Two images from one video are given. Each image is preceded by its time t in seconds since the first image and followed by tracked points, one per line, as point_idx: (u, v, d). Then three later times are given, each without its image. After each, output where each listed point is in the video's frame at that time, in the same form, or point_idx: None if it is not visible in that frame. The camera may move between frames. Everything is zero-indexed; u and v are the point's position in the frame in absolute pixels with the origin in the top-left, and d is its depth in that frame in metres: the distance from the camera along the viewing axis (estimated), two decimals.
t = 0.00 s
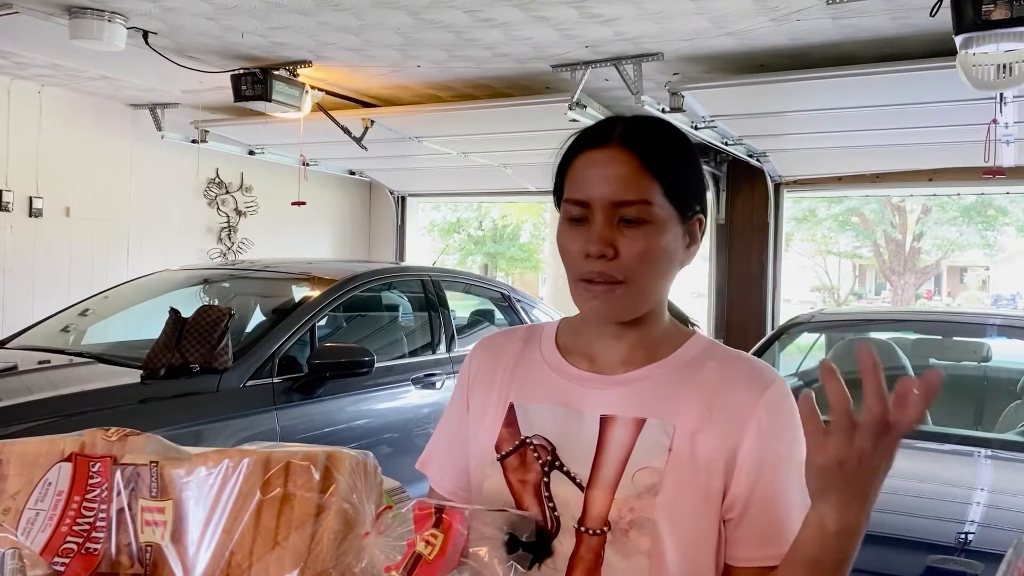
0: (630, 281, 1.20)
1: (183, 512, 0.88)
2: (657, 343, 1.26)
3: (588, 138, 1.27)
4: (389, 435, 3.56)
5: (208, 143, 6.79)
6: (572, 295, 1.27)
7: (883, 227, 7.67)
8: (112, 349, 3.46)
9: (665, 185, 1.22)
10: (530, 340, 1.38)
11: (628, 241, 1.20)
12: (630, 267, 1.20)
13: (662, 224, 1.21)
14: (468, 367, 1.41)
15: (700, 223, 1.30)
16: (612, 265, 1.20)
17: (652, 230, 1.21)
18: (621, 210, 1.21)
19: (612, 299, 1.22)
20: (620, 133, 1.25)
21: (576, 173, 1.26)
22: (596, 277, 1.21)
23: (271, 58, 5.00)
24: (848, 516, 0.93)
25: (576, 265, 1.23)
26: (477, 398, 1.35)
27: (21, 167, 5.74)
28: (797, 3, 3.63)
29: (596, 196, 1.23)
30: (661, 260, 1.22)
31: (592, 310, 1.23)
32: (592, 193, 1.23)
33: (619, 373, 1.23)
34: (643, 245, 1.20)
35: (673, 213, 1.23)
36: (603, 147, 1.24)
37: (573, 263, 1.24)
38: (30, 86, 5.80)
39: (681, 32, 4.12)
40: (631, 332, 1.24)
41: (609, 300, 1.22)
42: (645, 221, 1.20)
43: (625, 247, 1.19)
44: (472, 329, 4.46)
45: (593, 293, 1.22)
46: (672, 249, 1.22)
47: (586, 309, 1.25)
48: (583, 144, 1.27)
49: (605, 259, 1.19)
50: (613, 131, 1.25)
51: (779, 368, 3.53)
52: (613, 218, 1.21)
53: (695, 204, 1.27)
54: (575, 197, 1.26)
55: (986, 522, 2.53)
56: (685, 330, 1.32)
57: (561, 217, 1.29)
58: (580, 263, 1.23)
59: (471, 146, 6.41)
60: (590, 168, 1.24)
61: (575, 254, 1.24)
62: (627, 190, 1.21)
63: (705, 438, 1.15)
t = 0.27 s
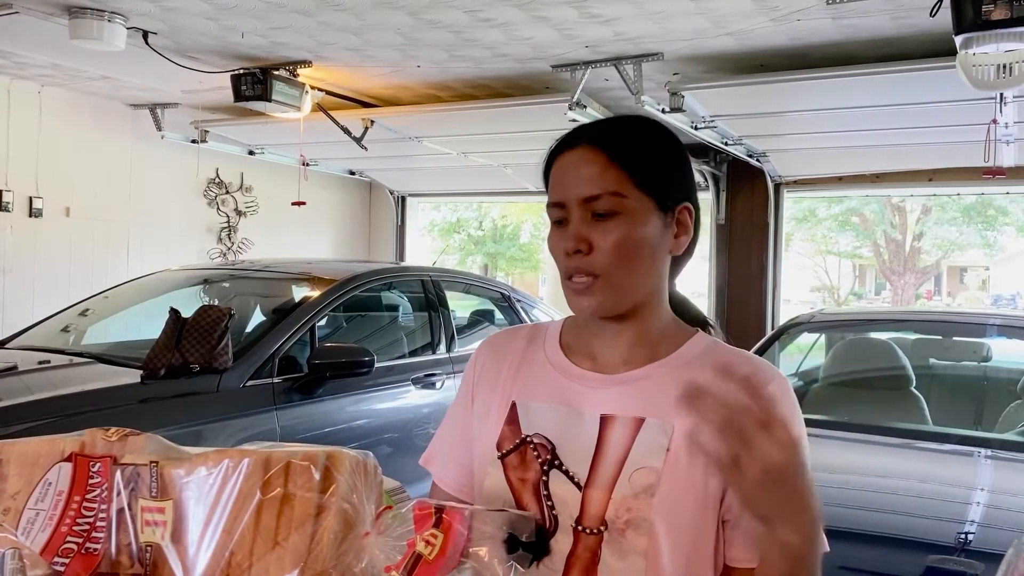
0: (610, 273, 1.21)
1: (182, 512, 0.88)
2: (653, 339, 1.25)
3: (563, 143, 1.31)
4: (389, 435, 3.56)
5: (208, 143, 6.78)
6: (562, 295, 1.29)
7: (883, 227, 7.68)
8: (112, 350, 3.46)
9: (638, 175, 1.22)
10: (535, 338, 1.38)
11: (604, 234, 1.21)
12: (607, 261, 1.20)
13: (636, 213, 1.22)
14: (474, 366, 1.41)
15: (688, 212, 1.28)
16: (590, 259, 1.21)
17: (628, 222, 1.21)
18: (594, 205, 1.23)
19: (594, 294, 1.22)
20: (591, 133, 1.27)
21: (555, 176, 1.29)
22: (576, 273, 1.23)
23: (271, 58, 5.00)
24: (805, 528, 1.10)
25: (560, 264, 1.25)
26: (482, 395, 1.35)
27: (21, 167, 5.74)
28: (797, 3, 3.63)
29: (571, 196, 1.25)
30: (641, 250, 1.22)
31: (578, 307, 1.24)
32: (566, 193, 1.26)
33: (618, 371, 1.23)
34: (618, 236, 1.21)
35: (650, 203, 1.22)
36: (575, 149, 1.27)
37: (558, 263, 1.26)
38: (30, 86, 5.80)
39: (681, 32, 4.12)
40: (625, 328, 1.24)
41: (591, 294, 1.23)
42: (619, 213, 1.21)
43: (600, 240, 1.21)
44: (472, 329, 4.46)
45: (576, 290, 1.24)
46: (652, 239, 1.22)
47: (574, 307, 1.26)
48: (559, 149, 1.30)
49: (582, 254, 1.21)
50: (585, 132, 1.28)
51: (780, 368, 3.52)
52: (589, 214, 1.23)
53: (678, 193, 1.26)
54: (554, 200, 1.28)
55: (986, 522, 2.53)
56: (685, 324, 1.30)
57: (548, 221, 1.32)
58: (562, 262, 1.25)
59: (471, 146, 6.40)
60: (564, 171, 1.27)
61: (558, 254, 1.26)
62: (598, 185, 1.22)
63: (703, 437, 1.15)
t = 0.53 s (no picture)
0: (598, 269, 1.22)
1: (182, 512, 0.88)
2: (645, 336, 1.26)
3: (553, 143, 1.32)
4: (389, 435, 3.56)
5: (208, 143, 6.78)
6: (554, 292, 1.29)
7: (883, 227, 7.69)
8: (112, 349, 3.46)
9: (626, 173, 1.23)
10: (533, 340, 1.38)
11: (591, 231, 1.22)
12: (594, 257, 1.21)
13: (623, 210, 1.22)
14: (473, 366, 1.42)
15: (677, 210, 1.29)
16: (579, 255, 1.22)
17: (615, 219, 1.22)
18: (581, 202, 1.24)
19: (582, 290, 1.23)
20: (579, 133, 1.28)
21: (544, 176, 1.31)
22: (563, 271, 1.24)
23: (271, 58, 5.00)
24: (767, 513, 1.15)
25: (551, 261, 1.26)
26: (480, 395, 1.36)
27: (21, 166, 5.74)
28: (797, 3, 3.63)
29: (561, 194, 1.26)
30: (629, 245, 1.22)
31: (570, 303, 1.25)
32: (554, 192, 1.27)
33: (609, 371, 1.24)
34: (607, 232, 1.21)
35: (636, 200, 1.23)
36: (564, 148, 1.28)
37: (549, 261, 1.27)
38: (30, 86, 5.80)
39: (681, 31, 4.13)
40: (616, 326, 1.25)
41: (581, 291, 1.23)
42: (608, 210, 1.22)
43: (589, 236, 1.22)
44: (472, 329, 4.46)
45: (564, 287, 1.25)
46: (638, 236, 1.23)
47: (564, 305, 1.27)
48: (549, 150, 1.32)
49: (571, 251, 1.22)
50: (574, 131, 1.30)
51: (780, 368, 3.51)
52: (579, 211, 1.24)
53: (666, 190, 1.27)
54: (546, 198, 1.30)
55: (986, 522, 2.53)
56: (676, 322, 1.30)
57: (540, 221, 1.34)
58: (552, 260, 1.26)
59: (471, 146, 6.40)
60: (554, 170, 1.28)
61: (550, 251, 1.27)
62: (584, 183, 1.24)
63: (692, 436, 1.15)
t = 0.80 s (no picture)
0: (601, 265, 1.22)
1: (182, 512, 0.88)
2: (645, 335, 1.26)
3: (559, 140, 1.32)
4: (389, 435, 3.56)
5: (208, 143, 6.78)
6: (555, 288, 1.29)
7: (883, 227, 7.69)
8: (112, 349, 3.46)
9: (630, 171, 1.24)
10: (532, 339, 1.39)
11: (594, 227, 1.22)
12: (597, 252, 1.21)
13: (627, 208, 1.23)
14: (473, 367, 1.42)
15: (679, 211, 1.29)
16: (581, 250, 1.22)
17: (618, 216, 1.22)
18: (585, 198, 1.24)
19: (584, 285, 1.23)
20: (586, 130, 1.29)
21: (548, 172, 1.32)
22: (566, 265, 1.24)
23: (271, 58, 5.00)
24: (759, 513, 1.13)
25: (553, 255, 1.26)
26: (480, 395, 1.36)
27: (21, 167, 5.74)
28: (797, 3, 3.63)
29: (565, 189, 1.27)
30: (632, 243, 1.23)
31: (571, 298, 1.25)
32: (558, 187, 1.28)
33: (608, 370, 1.24)
34: (610, 229, 1.22)
35: (640, 198, 1.24)
36: (569, 145, 1.29)
37: (552, 256, 1.27)
38: (30, 86, 5.80)
39: (681, 32, 4.12)
40: (616, 324, 1.25)
41: (583, 286, 1.23)
42: (612, 207, 1.23)
43: (593, 232, 1.22)
44: (472, 329, 4.46)
45: (566, 282, 1.25)
46: (641, 234, 1.23)
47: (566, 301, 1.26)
48: (554, 146, 1.32)
49: (574, 245, 1.22)
50: (580, 129, 1.30)
51: (780, 368, 3.51)
52: (582, 207, 1.24)
53: (669, 190, 1.27)
54: (550, 193, 1.30)
55: (986, 522, 2.53)
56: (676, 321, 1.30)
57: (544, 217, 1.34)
58: (555, 255, 1.26)
59: (471, 146, 6.40)
60: (559, 166, 1.29)
61: (552, 246, 1.27)
62: (589, 179, 1.24)
63: (690, 435, 1.15)
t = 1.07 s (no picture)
0: (597, 262, 1.22)
1: (182, 512, 0.88)
2: (639, 334, 1.26)
3: (562, 135, 1.33)
4: (389, 435, 3.56)
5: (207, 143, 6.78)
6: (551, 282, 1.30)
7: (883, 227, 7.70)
8: (112, 349, 3.46)
9: (630, 170, 1.24)
10: (525, 341, 1.39)
11: (592, 222, 1.23)
12: (594, 247, 1.22)
13: (626, 206, 1.23)
14: (467, 372, 1.42)
15: (677, 214, 1.29)
16: (579, 245, 1.23)
17: (616, 213, 1.23)
18: (585, 193, 1.25)
19: (580, 280, 1.23)
20: (590, 127, 1.30)
21: (549, 166, 1.32)
22: (563, 259, 1.25)
23: (271, 58, 5.00)
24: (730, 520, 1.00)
25: (550, 249, 1.27)
26: (475, 399, 1.36)
27: (21, 167, 5.74)
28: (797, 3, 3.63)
29: (565, 185, 1.27)
30: (629, 241, 1.23)
31: (566, 292, 1.25)
32: (558, 181, 1.29)
33: (602, 368, 1.24)
34: (607, 225, 1.22)
35: (639, 197, 1.24)
36: (573, 141, 1.30)
37: (548, 250, 1.28)
38: (30, 86, 5.80)
39: (681, 32, 4.12)
40: (611, 322, 1.26)
41: (579, 280, 1.24)
42: (611, 204, 1.23)
43: (591, 227, 1.23)
44: (472, 329, 4.46)
45: (562, 276, 1.25)
46: (639, 232, 1.24)
47: (563, 295, 1.27)
48: (557, 141, 1.33)
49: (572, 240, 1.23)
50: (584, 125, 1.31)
51: (780, 368, 3.52)
52: (582, 203, 1.25)
53: (668, 192, 1.27)
54: (550, 187, 1.31)
55: (987, 522, 2.53)
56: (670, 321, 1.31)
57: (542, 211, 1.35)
58: (551, 249, 1.27)
59: (471, 146, 6.41)
60: (561, 161, 1.30)
61: (549, 240, 1.28)
62: (590, 174, 1.25)
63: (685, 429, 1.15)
